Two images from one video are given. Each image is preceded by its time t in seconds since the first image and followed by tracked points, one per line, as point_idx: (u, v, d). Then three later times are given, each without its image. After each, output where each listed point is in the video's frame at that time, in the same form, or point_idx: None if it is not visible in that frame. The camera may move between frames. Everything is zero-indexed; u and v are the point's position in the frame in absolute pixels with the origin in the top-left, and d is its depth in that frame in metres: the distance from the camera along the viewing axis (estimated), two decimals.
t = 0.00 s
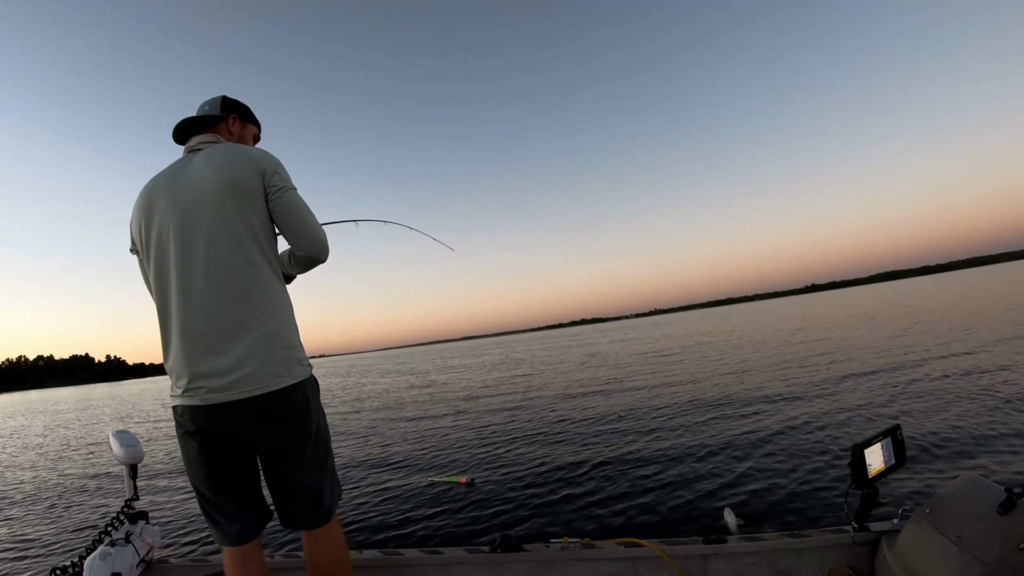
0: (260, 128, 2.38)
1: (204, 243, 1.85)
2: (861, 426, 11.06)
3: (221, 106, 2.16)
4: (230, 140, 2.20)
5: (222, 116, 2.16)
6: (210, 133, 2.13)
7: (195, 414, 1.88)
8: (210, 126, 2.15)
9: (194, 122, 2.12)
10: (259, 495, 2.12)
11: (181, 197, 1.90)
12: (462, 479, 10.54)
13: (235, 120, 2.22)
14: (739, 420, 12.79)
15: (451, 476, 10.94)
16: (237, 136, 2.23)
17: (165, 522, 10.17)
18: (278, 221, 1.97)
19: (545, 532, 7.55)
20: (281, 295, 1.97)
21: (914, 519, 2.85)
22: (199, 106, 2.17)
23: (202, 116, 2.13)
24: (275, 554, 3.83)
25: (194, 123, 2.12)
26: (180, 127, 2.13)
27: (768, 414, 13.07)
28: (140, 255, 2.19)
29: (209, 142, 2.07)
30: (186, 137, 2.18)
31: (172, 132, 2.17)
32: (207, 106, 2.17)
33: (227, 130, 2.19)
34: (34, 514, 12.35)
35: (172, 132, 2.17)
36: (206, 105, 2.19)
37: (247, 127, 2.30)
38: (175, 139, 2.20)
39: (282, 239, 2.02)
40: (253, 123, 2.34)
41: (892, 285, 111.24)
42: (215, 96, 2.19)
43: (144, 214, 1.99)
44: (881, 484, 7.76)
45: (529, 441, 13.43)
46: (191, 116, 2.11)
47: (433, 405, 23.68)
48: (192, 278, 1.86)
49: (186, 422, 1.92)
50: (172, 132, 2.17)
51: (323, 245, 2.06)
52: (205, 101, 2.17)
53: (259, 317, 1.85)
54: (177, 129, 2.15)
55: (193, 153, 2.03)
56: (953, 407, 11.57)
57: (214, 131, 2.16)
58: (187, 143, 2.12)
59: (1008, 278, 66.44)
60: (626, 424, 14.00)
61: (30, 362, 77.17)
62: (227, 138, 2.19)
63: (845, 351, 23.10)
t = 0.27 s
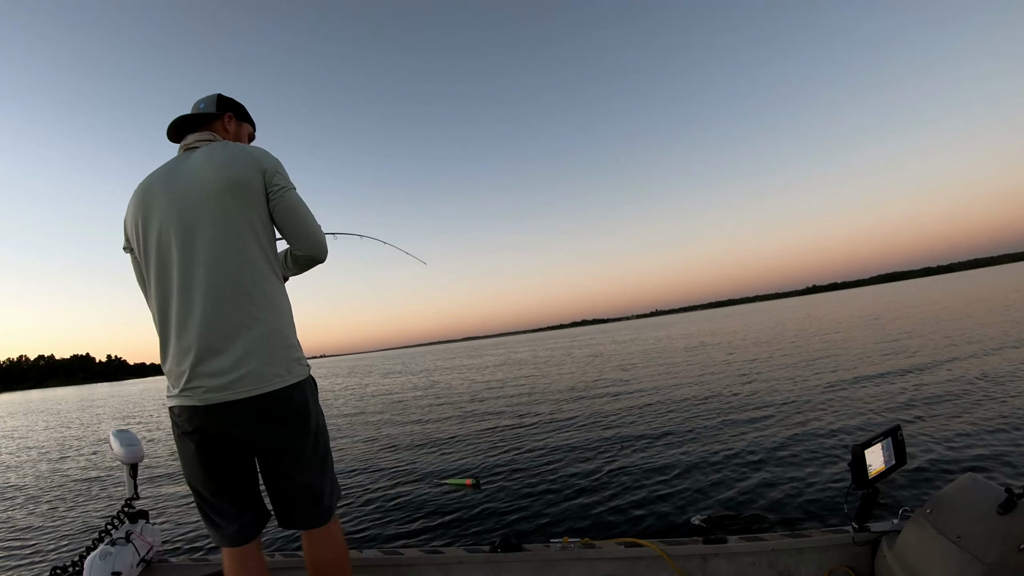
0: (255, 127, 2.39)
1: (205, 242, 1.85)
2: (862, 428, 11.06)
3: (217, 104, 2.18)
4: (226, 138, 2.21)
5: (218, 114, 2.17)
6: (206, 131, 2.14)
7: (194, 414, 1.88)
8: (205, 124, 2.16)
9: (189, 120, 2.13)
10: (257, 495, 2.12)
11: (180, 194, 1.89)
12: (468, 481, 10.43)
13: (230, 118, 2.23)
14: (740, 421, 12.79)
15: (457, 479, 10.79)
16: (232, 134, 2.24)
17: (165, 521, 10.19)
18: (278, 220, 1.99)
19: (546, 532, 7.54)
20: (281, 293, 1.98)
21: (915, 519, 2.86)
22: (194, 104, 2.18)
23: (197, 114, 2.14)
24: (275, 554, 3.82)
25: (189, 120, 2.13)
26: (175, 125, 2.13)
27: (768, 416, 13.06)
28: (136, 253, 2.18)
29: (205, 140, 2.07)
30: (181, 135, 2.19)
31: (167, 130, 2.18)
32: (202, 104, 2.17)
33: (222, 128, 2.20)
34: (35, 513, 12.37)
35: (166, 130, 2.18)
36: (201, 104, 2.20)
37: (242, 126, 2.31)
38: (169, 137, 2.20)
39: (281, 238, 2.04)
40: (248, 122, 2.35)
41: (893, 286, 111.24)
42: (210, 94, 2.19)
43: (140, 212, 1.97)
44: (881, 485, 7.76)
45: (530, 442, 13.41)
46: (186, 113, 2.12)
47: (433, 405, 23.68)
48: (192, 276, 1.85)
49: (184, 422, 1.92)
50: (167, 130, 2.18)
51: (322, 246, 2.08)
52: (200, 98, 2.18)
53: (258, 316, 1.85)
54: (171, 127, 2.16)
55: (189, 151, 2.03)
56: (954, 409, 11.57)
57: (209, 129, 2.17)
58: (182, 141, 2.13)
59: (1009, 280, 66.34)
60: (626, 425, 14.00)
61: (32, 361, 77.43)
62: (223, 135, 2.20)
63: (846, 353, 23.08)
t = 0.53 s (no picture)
0: (246, 127, 2.40)
1: (203, 240, 1.84)
2: (862, 430, 11.05)
3: (208, 103, 2.18)
4: (218, 138, 2.22)
5: (209, 113, 2.18)
6: (198, 130, 2.15)
7: (188, 415, 1.87)
8: (196, 123, 2.16)
9: (181, 119, 2.13)
10: (252, 497, 2.11)
11: (176, 192, 1.88)
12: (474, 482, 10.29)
13: (221, 118, 2.24)
14: (740, 423, 12.78)
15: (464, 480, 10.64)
16: (224, 134, 2.25)
17: (164, 521, 10.18)
18: (274, 220, 2.02)
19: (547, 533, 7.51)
20: (277, 293, 2.00)
21: (915, 522, 2.85)
22: (185, 103, 2.18)
23: (189, 113, 2.14)
24: (275, 554, 3.82)
25: (181, 119, 2.13)
26: (167, 123, 2.13)
27: (769, 417, 13.06)
28: (125, 252, 2.15)
29: (198, 139, 2.08)
30: (172, 134, 2.19)
31: (158, 129, 2.18)
32: (193, 103, 2.18)
33: (214, 128, 2.21)
34: (34, 513, 12.37)
35: (157, 129, 2.18)
36: (192, 103, 2.20)
37: (233, 126, 2.32)
38: (160, 136, 2.21)
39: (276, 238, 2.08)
40: (238, 123, 2.36)
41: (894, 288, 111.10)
42: (201, 94, 2.20)
43: (132, 208, 1.95)
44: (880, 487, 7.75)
45: (530, 442, 13.39)
46: (177, 112, 2.12)
47: (434, 406, 23.67)
48: (189, 274, 1.85)
49: (178, 422, 1.91)
50: (158, 129, 2.18)
51: (316, 248, 2.13)
52: (191, 98, 2.18)
53: (255, 315, 1.86)
54: (162, 125, 2.16)
55: (181, 149, 2.04)
56: (955, 411, 11.57)
57: (200, 128, 2.17)
58: (174, 140, 2.13)
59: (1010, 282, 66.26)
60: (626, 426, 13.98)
61: (33, 361, 77.46)
62: (215, 135, 2.21)
63: (847, 354, 23.06)
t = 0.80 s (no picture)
0: (240, 128, 2.41)
1: (204, 237, 1.84)
2: (861, 431, 11.06)
3: (202, 103, 2.19)
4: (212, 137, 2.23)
5: (204, 113, 2.19)
6: (192, 129, 2.16)
7: (188, 414, 1.87)
8: (191, 123, 2.17)
9: (175, 118, 2.14)
10: (250, 497, 2.11)
11: (176, 190, 1.88)
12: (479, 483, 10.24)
13: (216, 118, 2.24)
14: (739, 424, 12.79)
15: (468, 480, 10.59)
16: (219, 134, 2.26)
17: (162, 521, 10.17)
18: (272, 220, 2.03)
19: (545, 533, 7.52)
20: (277, 291, 2.00)
21: (914, 522, 2.85)
22: (179, 103, 2.19)
23: (183, 112, 2.15)
24: (273, 553, 3.81)
25: (176, 118, 2.14)
26: (161, 123, 2.14)
27: (768, 418, 13.07)
28: (121, 251, 2.14)
29: (193, 138, 2.09)
30: (166, 133, 2.19)
31: (152, 128, 2.18)
32: (188, 103, 2.18)
33: (209, 127, 2.22)
34: (32, 514, 12.35)
35: (151, 129, 2.18)
36: (186, 103, 2.21)
37: (227, 126, 2.33)
38: (154, 135, 2.21)
39: (275, 238, 2.10)
40: (232, 123, 2.37)
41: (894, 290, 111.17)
42: (195, 93, 2.21)
43: (131, 207, 1.95)
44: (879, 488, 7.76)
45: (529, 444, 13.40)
46: (171, 112, 2.13)
47: (433, 406, 23.67)
48: (189, 271, 1.84)
49: (177, 421, 1.91)
50: (151, 128, 2.18)
51: (314, 248, 2.15)
52: (186, 98, 2.19)
53: (255, 312, 1.86)
54: (156, 125, 2.16)
55: (178, 148, 2.04)
56: (953, 412, 11.58)
57: (195, 127, 2.18)
58: (169, 139, 2.14)
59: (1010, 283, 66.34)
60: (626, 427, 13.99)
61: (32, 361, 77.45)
62: (210, 135, 2.22)
63: (846, 355, 23.09)
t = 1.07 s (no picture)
0: (236, 129, 2.41)
1: (204, 236, 1.85)
2: (862, 432, 11.06)
3: (199, 104, 2.19)
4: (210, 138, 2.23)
5: (201, 113, 2.19)
6: (189, 129, 2.16)
7: (187, 414, 1.87)
8: (188, 122, 2.18)
9: (172, 118, 2.14)
10: (249, 497, 2.11)
11: (175, 190, 1.88)
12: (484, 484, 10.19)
13: (213, 118, 2.25)
14: (739, 425, 12.79)
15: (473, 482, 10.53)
16: (215, 135, 2.26)
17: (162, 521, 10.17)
18: (272, 220, 2.03)
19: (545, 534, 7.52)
20: (275, 291, 2.01)
21: (914, 522, 2.85)
22: (177, 103, 2.19)
23: (180, 113, 2.15)
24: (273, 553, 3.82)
25: (173, 119, 2.14)
26: (158, 123, 2.14)
27: (768, 419, 13.08)
28: (118, 251, 2.14)
29: (191, 138, 2.09)
30: (163, 133, 2.20)
31: (149, 129, 2.18)
32: (185, 103, 2.19)
33: (206, 128, 2.22)
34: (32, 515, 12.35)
35: (148, 129, 2.19)
36: (183, 103, 2.21)
37: (224, 127, 2.33)
38: (151, 136, 2.21)
39: (274, 238, 2.10)
40: (229, 124, 2.37)
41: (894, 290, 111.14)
42: (192, 94, 2.21)
43: (129, 207, 1.95)
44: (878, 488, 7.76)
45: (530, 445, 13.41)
46: (167, 112, 2.13)
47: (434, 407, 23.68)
48: (189, 270, 1.85)
49: (176, 421, 1.91)
50: (148, 128, 2.19)
51: (313, 248, 2.15)
52: (183, 98, 2.19)
53: (255, 311, 1.86)
54: (153, 126, 2.16)
55: (176, 147, 2.05)
56: (954, 413, 11.58)
57: (191, 128, 2.18)
58: (166, 139, 2.14)
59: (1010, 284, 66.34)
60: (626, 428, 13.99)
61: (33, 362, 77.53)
62: (207, 135, 2.22)
63: (847, 356, 23.11)
